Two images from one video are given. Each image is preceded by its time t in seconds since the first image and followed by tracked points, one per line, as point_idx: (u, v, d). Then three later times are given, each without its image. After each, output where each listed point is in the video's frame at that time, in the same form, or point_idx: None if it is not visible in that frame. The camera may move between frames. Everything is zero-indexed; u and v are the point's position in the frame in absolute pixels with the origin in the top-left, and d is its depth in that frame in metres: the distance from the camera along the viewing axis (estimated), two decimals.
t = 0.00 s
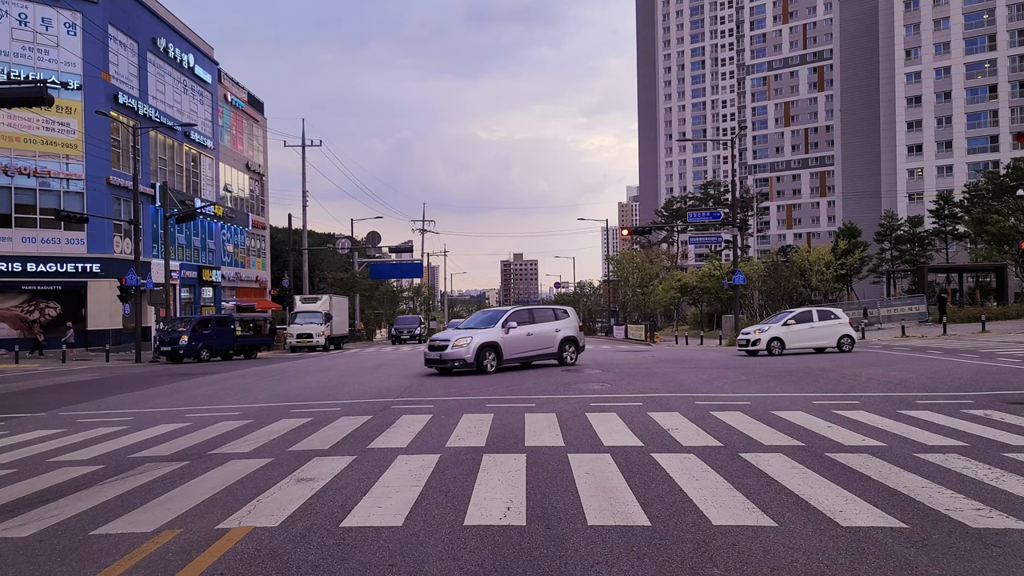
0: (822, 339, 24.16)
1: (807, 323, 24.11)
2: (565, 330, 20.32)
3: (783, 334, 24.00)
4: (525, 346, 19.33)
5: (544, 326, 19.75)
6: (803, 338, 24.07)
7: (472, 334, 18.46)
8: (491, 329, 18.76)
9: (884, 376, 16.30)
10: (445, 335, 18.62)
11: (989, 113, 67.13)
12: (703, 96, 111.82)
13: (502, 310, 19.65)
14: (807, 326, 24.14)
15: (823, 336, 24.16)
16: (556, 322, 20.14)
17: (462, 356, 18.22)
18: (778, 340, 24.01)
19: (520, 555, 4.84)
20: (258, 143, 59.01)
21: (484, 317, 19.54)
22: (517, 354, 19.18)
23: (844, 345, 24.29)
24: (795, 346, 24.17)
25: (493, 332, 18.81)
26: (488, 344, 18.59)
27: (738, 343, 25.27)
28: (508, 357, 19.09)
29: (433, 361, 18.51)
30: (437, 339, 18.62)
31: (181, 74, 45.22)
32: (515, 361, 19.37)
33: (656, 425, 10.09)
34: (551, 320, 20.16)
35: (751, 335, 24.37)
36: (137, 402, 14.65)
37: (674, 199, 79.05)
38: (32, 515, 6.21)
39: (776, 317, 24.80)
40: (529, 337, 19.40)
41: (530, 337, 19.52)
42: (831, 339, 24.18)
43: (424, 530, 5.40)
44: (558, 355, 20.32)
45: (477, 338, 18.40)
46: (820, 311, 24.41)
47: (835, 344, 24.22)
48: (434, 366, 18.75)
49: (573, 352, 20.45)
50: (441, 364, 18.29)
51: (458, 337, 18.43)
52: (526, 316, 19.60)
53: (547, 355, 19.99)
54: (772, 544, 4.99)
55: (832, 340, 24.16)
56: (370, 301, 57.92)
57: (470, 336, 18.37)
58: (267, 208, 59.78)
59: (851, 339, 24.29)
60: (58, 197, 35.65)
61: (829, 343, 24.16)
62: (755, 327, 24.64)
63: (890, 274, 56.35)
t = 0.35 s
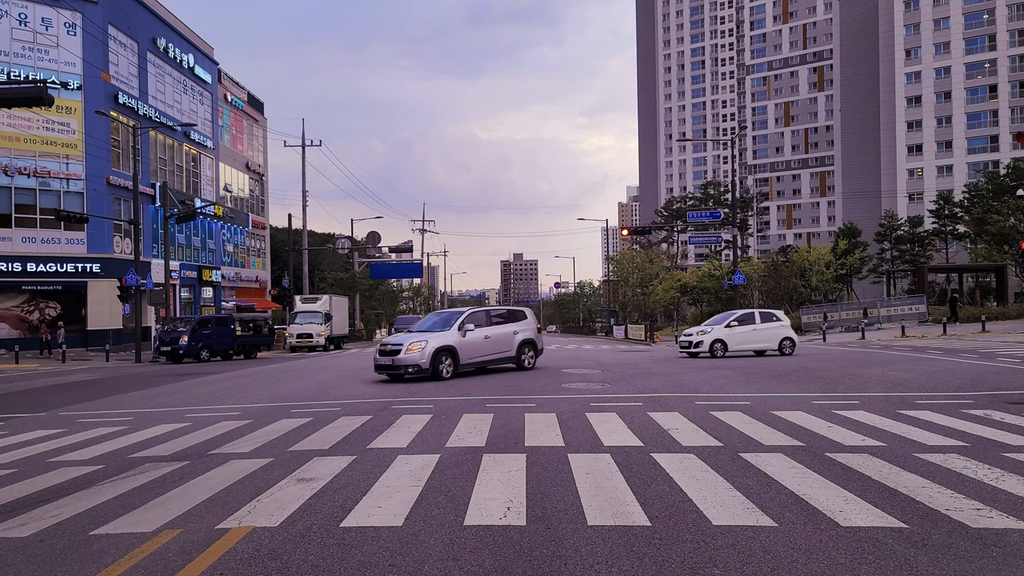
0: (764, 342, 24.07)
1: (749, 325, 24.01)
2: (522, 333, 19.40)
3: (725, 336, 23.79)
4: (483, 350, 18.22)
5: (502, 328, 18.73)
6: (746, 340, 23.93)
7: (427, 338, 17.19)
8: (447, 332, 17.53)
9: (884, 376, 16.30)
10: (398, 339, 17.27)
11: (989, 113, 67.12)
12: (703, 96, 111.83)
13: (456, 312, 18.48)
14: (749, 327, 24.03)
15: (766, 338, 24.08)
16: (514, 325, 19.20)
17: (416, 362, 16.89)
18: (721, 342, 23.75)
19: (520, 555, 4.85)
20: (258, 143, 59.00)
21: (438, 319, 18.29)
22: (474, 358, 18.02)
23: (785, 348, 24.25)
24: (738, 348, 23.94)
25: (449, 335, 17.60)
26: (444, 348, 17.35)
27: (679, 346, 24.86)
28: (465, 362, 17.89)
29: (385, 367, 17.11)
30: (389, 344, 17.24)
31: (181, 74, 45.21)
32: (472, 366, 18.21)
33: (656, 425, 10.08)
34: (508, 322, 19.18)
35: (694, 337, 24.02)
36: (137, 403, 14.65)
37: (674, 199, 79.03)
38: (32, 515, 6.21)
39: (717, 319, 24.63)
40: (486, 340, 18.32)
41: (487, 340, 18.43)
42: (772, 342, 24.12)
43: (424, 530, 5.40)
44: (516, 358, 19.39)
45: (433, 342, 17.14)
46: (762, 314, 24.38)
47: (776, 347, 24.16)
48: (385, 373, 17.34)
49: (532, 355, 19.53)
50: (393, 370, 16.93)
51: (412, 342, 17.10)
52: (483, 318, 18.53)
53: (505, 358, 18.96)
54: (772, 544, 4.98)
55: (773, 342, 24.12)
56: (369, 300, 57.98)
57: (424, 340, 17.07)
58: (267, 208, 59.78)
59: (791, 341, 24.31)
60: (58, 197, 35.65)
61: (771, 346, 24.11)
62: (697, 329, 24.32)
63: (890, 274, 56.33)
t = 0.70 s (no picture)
0: (703, 344, 23.25)
1: (688, 326, 23.14)
2: (475, 337, 17.78)
3: (664, 338, 22.90)
4: (434, 355, 16.53)
5: (454, 331, 17.08)
6: (685, 342, 23.08)
7: (374, 342, 15.34)
8: (396, 335, 15.76)
9: (883, 376, 16.31)
10: (342, 343, 15.35)
11: (989, 113, 67.10)
12: (703, 96, 111.84)
13: (405, 314, 16.72)
14: (688, 329, 23.17)
15: (705, 340, 23.25)
16: (466, 328, 17.58)
17: (363, 369, 15.00)
18: (659, 345, 22.83)
19: (520, 555, 4.85)
20: (258, 143, 58.98)
21: (385, 322, 16.47)
22: (425, 364, 16.28)
23: (724, 350, 23.42)
24: (676, 350, 23.11)
25: (399, 339, 15.81)
26: (393, 353, 15.53)
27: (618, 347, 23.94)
28: (416, 369, 16.14)
29: (328, 374, 15.14)
30: (331, 349, 15.29)
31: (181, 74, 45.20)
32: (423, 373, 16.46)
33: (656, 425, 10.08)
34: (461, 324, 17.55)
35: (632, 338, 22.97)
36: (137, 402, 14.64)
37: (674, 200, 79.02)
38: (32, 516, 6.21)
39: (657, 320, 23.73)
40: (438, 343, 16.62)
41: (439, 344, 16.75)
42: (710, 343, 23.31)
43: (424, 530, 5.40)
44: (468, 364, 17.74)
45: (381, 346, 15.30)
46: (701, 315, 23.54)
47: (715, 349, 23.34)
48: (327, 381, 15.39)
49: (484, 361, 17.96)
50: (336, 377, 15.00)
51: (358, 346, 15.22)
52: (433, 320, 16.83)
53: (458, 365, 17.31)
54: (772, 544, 4.99)
55: (712, 344, 23.31)
56: (369, 300, 57.94)
57: (372, 344, 15.22)
58: (267, 208, 59.77)
59: (729, 343, 23.58)
60: (58, 197, 35.65)
61: (709, 348, 23.28)
62: (636, 330, 23.41)
63: (890, 274, 56.35)
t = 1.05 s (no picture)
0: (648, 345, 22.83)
1: (632, 327, 22.64)
2: (426, 341, 16.27)
3: (610, 339, 22.16)
4: (384, 362, 14.90)
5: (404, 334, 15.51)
6: (631, 343, 22.53)
7: (320, 347, 13.55)
8: (344, 339, 14.03)
9: (883, 376, 16.32)
10: (284, 349, 13.47)
11: (989, 113, 67.10)
12: (703, 96, 111.84)
13: (349, 316, 15.00)
14: (632, 330, 22.64)
15: (650, 341, 22.87)
16: (417, 331, 16.07)
17: (308, 377, 13.15)
18: (604, 346, 22.06)
19: (520, 555, 4.85)
20: (258, 142, 58.97)
21: (329, 325, 14.66)
22: (375, 371, 14.60)
23: (666, 352, 23.22)
24: (622, 352, 22.41)
25: (349, 343, 14.10)
26: (342, 360, 13.81)
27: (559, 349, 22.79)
28: (365, 376, 14.44)
29: (267, 385, 13.18)
30: (270, 356, 13.35)
31: (181, 74, 45.20)
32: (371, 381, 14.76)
33: (656, 425, 10.08)
34: (410, 327, 16.00)
35: (577, 339, 22.05)
36: (137, 403, 14.64)
37: (674, 200, 78.99)
38: (32, 515, 6.20)
39: (600, 320, 22.95)
40: (387, 348, 14.98)
41: (389, 349, 15.13)
42: (653, 344, 22.86)
43: (424, 530, 5.40)
44: (420, 371, 16.20)
45: (328, 351, 13.53)
46: (643, 316, 23.11)
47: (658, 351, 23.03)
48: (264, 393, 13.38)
49: (436, 366, 16.46)
50: (276, 388, 13.08)
51: (301, 353, 13.34)
52: (381, 322, 15.21)
53: (408, 372, 15.74)
54: (772, 544, 4.98)
55: (655, 346, 22.96)
56: (370, 300, 57.93)
57: (317, 350, 13.41)
58: (267, 208, 59.77)
59: (671, 345, 23.25)
60: (59, 197, 35.65)
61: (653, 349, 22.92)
62: (579, 331, 22.42)
63: (890, 274, 56.37)
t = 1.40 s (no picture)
0: (594, 347, 21.80)
1: (579, 328, 21.57)
2: (373, 347, 14.54)
3: (555, 340, 21.06)
4: (329, 371, 13.12)
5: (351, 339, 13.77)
6: (577, 344, 21.46)
7: (260, 354, 11.70)
8: (287, 345, 12.20)
9: (883, 376, 16.32)
10: (215, 357, 11.51)
11: (989, 112, 67.12)
12: (703, 96, 111.84)
13: (288, 318, 13.14)
14: (578, 331, 21.58)
15: (597, 343, 21.82)
16: (364, 336, 14.34)
17: (245, 390, 11.26)
18: (550, 348, 21.00)
19: (520, 555, 4.85)
20: (258, 143, 58.96)
21: (265, 329, 12.75)
22: (320, 382, 12.81)
23: (614, 355, 22.25)
24: (568, 353, 21.32)
25: (293, 349, 12.28)
26: (285, 369, 11.93)
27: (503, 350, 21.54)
28: (309, 388, 12.62)
29: (196, 400, 11.18)
30: (200, 366, 11.37)
31: (181, 74, 45.20)
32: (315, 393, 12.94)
33: (656, 425, 10.08)
34: (355, 331, 14.25)
35: (522, 340, 20.92)
36: (137, 403, 14.63)
37: (674, 200, 78.95)
38: (33, 515, 6.21)
39: (545, 320, 21.80)
40: (332, 355, 13.19)
41: (335, 356, 13.34)
42: (601, 347, 21.90)
43: (424, 529, 5.40)
44: (367, 380, 14.46)
45: (270, 359, 11.69)
46: (592, 316, 22.06)
47: (606, 353, 22.04)
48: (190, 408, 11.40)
49: (382, 375, 14.73)
50: (207, 403, 11.14)
51: (235, 361, 11.43)
52: (325, 326, 13.43)
53: (355, 382, 13.98)
54: (772, 544, 4.99)
55: (603, 347, 21.97)
56: (370, 300, 57.97)
57: (255, 357, 11.53)
58: (267, 208, 59.77)
59: (619, 348, 22.38)
60: (58, 197, 35.65)
61: (600, 352, 21.92)
62: (523, 331, 21.24)
63: (890, 274, 56.39)
